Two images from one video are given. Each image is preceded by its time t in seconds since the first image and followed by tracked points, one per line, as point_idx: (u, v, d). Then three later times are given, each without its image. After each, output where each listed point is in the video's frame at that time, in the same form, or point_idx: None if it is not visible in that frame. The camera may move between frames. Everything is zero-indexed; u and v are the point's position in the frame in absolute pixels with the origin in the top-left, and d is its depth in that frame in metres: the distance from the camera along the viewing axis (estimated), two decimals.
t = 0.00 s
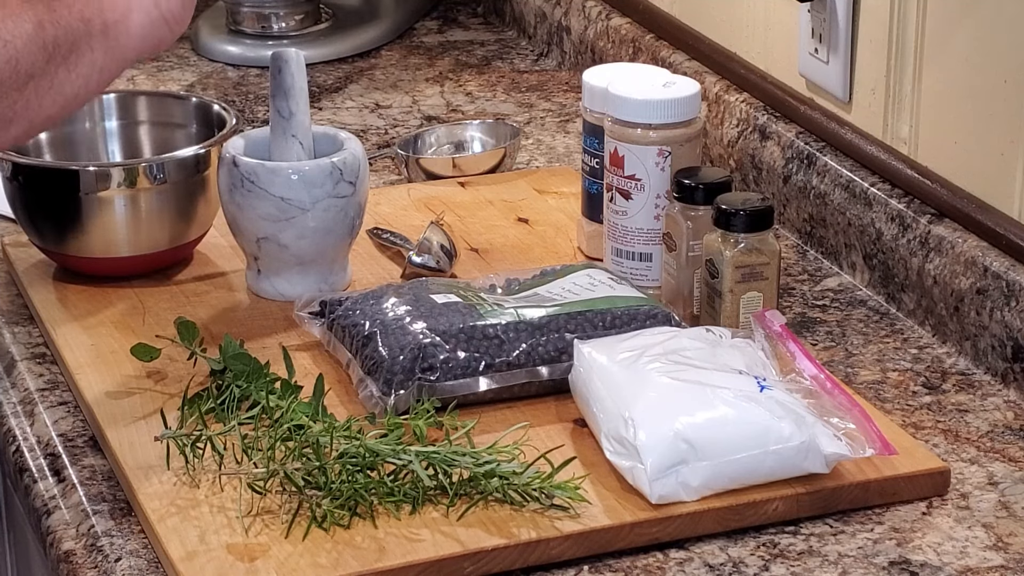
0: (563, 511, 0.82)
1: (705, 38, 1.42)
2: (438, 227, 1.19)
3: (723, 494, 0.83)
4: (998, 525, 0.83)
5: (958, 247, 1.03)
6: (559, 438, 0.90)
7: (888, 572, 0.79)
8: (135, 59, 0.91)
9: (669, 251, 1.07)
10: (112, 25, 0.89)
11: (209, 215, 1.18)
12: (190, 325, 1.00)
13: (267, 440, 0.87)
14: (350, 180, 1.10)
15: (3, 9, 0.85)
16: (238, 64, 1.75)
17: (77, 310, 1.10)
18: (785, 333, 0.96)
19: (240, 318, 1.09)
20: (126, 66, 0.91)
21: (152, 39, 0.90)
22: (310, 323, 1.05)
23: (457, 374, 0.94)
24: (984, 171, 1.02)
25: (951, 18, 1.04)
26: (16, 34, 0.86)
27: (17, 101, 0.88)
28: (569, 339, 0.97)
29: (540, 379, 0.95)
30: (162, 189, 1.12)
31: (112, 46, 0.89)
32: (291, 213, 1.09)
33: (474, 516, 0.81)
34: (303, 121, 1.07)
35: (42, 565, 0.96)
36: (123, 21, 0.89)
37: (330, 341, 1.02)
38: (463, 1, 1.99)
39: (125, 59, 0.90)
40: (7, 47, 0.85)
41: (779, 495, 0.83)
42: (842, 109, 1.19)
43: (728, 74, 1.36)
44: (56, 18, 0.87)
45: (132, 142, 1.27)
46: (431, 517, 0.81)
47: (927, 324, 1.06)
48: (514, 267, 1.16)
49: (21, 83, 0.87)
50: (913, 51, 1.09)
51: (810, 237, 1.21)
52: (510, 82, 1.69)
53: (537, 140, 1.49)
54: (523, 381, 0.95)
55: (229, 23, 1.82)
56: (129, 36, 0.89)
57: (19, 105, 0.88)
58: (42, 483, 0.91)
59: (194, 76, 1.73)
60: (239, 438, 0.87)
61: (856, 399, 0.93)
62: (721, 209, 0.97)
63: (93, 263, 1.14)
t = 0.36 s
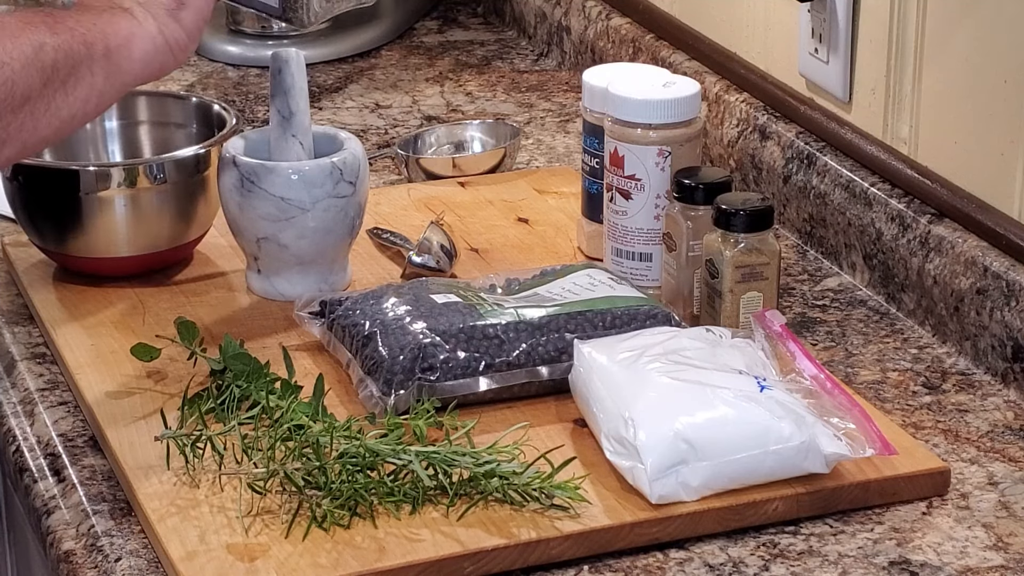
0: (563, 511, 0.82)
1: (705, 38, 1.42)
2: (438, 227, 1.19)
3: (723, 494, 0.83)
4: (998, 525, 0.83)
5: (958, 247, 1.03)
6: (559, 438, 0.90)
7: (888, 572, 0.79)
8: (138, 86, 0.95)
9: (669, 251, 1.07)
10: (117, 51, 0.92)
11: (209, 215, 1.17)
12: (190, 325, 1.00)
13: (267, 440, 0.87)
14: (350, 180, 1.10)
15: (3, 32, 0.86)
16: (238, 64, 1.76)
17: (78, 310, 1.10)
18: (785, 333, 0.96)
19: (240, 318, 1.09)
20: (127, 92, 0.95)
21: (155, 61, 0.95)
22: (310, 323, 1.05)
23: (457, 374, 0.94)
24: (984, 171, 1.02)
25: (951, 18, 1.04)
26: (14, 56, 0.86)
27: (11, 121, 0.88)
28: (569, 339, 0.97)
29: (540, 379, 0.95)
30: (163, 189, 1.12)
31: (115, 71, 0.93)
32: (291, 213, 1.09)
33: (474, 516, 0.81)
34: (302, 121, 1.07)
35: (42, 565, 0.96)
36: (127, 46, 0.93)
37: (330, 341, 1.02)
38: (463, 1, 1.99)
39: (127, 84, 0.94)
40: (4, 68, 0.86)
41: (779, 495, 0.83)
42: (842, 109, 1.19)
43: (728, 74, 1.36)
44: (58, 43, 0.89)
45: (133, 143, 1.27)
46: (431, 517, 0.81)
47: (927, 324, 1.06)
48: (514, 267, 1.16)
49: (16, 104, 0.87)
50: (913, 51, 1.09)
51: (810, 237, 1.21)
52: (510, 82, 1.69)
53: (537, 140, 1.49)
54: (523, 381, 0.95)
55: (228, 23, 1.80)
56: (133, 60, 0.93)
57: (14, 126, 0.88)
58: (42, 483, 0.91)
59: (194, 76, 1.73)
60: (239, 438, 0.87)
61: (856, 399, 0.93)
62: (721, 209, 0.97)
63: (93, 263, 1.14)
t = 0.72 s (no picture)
0: (563, 511, 0.82)
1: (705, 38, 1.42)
2: (438, 227, 1.19)
3: (723, 494, 0.83)
4: (998, 525, 0.83)
5: (958, 247, 1.03)
6: (559, 438, 0.90)
7: (888, 572, 0.79)
8: (138, 85, 0.96)
9: (669, 251, 1.07)
10: (119, 50, 0.93)
11: (209, 215, 1.17)
12: (189, 325, 1.00)
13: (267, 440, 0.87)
14: (350, 180, 1.10)
15: (6, 31, 0.86)
16: (238, 64, 1.76)
17: (77, 310, 1.10)
18: (785, 333, 0.96)
19: (240, 318, 1.09)
20: (127, 90, 0.95)
21: (156, 60, 0.95)
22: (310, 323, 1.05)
23: (456, 374, 0.94)
24: (984, 171, 1.02)
25: (951, 18, 1.04)
26: (17, 55, 0.86)
27: (12, 122, 0.87)
28: (569, 339, 0.97)
29: (540, 379, 0.95)
30: (163, 189, 1.12)
31: (117, 70, 0.93)
32: (291, 213, 1.09)
33: (474, 516, 0.81)
34: (302, 121, 1.07)
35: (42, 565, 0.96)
36: (129, 45, 0.93)
37: (330, 341, 1.02)
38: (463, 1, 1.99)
39: (128, 83, 0.94)
40: (7, 68, 0.86)
41: (779, 495, 0.83)
42: (842, 109, 1.19)
43: (727, 74, 1.36)
44: (60, 41, 0.89)
45: (133, 143, 1.27)
46: (431, 517, 0.81)
47: (927, 324, 1.06)
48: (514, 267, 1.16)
49: (18, 104, 0.87)
50: (913, 51, 1.09)
51: (810, 237, 1.21)
52: (510, 82, 1.69)
53: (537, 140, 1.49)
54: (523, 381, 0.95)
55: (229, 23, 1.80)
56: (134, 59, 0.94)
57: (14, 127, 0.88)
58: (42, 483, 0.91)
59: (194, 76, 1.73)
60: (239, 438, 0.87)
61: (856, 399, 0.93)
62: (721, 209, 0.97)
63: (93, 262, 1.14)
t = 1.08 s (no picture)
0: (563, 511, 0.82)
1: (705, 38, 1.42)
2: (438, 227, 1.19)
3: (723, 494, 0.83)
4: (998, 525, 0.83)
5: (958, 247, 1.03)
6: (559, 438, 0.90)
7: (888, 572, 0.79)
8: (149, 82, 0.95)
9: (669, 251, 1.07)
10: (129, 49, 0.93)
11: (209, 215, 1.17)
12: (189, 325, 1.00)
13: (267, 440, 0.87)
14: (350, 180, 1.10)
15: (15, 30, 0.86)
16: (238, 64, 1.76)
17: (78, 310, 1.10)
18: (785, 333, 0.96)
19: (240, 318, 1.09)
20: (138, 88, 0.95)
21: (167, 59, 0.95)
22: (310, 323, 1.05)
23: (457, 374, 0.94)
24: (984, 170, 1.02)
25: (951, 18, 1.04)
26: (25, 56, 0.86)
27: (22, 122, 0.88)
28: (569, 339, 0.97)
29: (540, 379, 0.95)
30: (163, 189, 1.12)
31: (127, 68, 0.93)
32: (291, 213, 1.09)
33: (474, 516, 0.81)
34: (302, 121, 1.07)
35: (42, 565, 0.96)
36: (140, 44, 0.93)
37: (330, 341, 1.02)
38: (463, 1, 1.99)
39: (139, 81, 0.94)
40: (15, 69, 0.86)
41: (779, 495, 0.83)
42: (842, 109, 1.19)
43: (727, 74, 1.36)
44: (70, 41, 0.89)
45: (133, 143, 1.27)
46: (431, 517, 0.81)
47: (927, 324, 1.06)
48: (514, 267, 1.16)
49: (27, 104, 0.87)
50: (913, 51, 1.09)
51: (810, 237, 1.21)
52: (510, 82, 1.69)
53: (537, 140, 1.49)
54: (523, 381, 0.95)
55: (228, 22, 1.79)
56: (145, 58, 0.94)
57: (24, 126, 0.88)
58: (42, 483, 0.91)
59: (194, 76, 1.73)
60: (239, 438, 0.87)
61: (856, 399, 0.93)
62: (721, 209, 0.97)
63: (93, 262, 1.14)
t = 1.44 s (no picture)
0: (563, 511, 0.82)
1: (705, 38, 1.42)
2: (438, 227, 1.19)
3: (723, 494, 0.83)
4: (998, 525, 0.83)
5: (958, 247, 1.03)
6: (559, 438, 0.90)
7: (888, 572, 0.79)
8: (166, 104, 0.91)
9: (669, 251, 1.07)
10: (141, 77, 0.88)
11: (209, 215, 1.17)
12: (189, 325, 1.00)
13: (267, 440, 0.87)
14: (350, 180, 1.10)
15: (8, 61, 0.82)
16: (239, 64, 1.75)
17: (78, 310, 1.10)
18: (785, 333, 0.96)
19: (240, 318, 1.09)
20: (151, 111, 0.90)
21: (181, 88, 0.90)
22: (310, 323, 1.05)
23: (456, 374, 0.94)
24: (984, 170, 1.02)
25: (952, 18, 1.04)
26: (20, 86, 0.82)
27: (16, 149, 0.85)
28: (569, 339, 0.97)
29: (540, 379, 0.95)
30: (163, 189, 1.12)
31: (139, 97, 0.88)
32: (291, 213, 1.09)
33: (474, 516, 0.81)
34: (303, 121, 1.07)
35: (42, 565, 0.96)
36: (154, 71, 0.88)
37: (330, 341, 1.02)
38: (463, 1, 1.99)
39: (148, 105, 0.89)
40: (8, 98, 0.82)
41: (779, 495, 0.83)
42: (842, 109, 1.19)
43: (728, 74, 1.36)
44: (71, 70, 0.84)
45: (133, 143, 1.27)
46: (431, 517, 0.81)
47: (927, 324, 1.06)
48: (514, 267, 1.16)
49: (20, 134, 0.84)
50: (913, 51, 1.09)
51: (810, 237, 1.21)
52: (510, 82, 1.69)
53: (537, 140, 1.49)
54: (523, 381, 0.95)
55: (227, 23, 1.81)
56: (156, 85, 0.89)
57: (17, 153, 0.85)
58: (42, 483, 0.91)
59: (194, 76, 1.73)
60: (239, 438, 0.86)
61: (856, 399, 0.93)
62: (721, 209, 0.97)
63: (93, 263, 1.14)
